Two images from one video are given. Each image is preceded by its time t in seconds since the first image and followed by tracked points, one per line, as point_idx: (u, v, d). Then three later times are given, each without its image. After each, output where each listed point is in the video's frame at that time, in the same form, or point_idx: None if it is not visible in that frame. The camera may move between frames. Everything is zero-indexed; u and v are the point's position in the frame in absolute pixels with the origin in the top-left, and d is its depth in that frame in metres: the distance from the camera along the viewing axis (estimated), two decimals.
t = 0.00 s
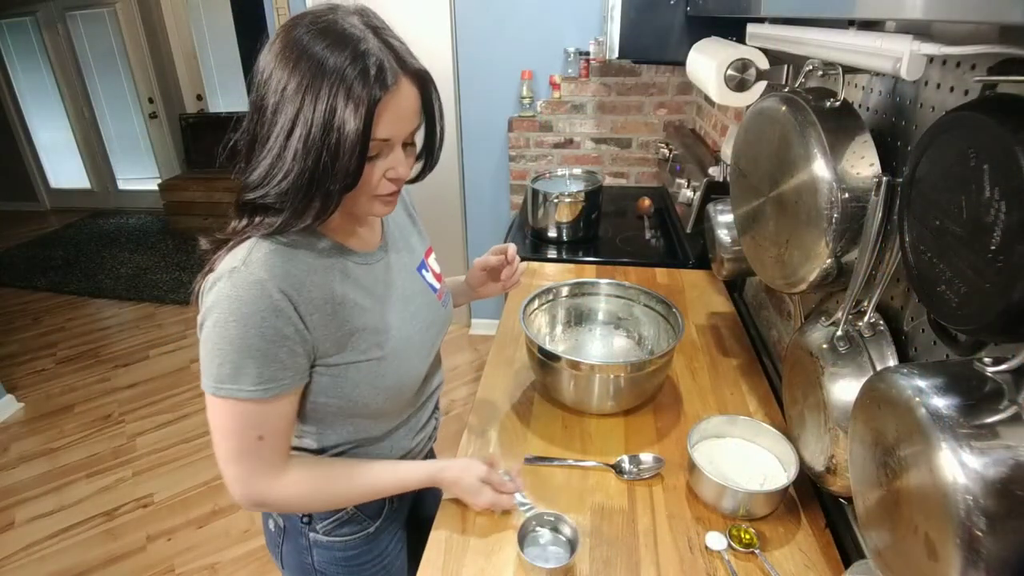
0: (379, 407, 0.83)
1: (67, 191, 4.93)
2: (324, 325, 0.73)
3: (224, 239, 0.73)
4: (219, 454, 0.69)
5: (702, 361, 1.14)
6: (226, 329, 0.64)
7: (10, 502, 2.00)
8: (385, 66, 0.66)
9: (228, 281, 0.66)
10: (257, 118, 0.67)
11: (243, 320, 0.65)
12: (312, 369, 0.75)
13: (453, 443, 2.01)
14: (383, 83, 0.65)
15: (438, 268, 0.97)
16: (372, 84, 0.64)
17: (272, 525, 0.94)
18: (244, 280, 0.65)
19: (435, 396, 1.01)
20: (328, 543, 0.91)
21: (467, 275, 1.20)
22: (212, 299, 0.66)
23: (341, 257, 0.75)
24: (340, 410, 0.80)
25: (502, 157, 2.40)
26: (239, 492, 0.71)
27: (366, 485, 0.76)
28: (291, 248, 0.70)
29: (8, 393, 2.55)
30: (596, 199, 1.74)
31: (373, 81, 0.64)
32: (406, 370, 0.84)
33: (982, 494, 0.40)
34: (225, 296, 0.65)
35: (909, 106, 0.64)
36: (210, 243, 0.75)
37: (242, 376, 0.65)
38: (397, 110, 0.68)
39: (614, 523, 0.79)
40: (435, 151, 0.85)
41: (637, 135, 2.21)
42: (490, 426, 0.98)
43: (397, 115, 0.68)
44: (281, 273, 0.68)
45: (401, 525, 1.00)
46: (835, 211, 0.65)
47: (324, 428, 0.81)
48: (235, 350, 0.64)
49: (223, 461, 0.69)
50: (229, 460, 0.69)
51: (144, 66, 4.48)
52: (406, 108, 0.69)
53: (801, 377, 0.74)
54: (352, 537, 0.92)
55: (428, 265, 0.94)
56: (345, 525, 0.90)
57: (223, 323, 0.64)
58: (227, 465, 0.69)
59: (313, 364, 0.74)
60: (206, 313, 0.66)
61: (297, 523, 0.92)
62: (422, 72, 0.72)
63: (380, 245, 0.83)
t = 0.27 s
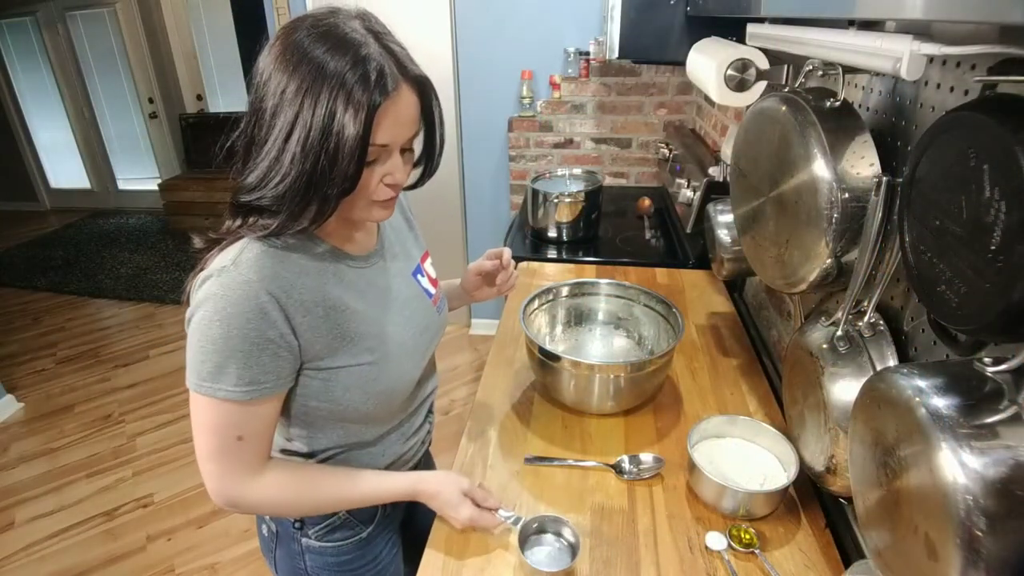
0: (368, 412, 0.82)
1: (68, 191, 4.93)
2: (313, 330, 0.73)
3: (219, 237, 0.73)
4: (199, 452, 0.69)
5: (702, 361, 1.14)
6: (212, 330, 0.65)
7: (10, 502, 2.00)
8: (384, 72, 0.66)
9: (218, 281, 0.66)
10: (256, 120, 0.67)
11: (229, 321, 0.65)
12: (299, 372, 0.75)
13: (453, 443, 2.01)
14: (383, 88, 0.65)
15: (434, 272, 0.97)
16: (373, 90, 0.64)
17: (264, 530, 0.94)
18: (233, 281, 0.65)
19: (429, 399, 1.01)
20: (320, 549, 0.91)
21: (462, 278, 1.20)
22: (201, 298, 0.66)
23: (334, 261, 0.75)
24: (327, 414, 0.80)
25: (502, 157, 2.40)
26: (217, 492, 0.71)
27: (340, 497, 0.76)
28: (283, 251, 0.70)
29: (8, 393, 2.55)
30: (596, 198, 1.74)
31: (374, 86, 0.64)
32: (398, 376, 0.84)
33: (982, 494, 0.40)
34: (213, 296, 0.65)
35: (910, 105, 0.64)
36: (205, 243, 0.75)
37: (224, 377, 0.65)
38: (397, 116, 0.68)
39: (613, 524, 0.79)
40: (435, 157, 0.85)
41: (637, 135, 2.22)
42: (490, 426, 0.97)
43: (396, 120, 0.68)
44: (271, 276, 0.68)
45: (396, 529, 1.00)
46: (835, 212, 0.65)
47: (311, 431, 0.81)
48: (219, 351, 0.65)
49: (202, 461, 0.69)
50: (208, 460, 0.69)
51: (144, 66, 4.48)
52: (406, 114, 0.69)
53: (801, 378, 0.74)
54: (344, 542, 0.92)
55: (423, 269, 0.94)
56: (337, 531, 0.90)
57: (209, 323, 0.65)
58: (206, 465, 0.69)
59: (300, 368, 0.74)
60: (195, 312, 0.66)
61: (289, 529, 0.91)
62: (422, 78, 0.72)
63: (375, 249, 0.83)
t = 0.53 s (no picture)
0: (364, 413, 0.82)
1: (68, 191, 4.93)
2: (311, 332, 0.73)
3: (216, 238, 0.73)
4: (196, 453, 0.69)
5: (702, 361, 1.14)
6: (209, 332, 0.64)
7: (10, 502, 2.00)
8: (385, 74, 0.66)
9: (215, 284, 0.66)
10: (255, 122, 0.67)
11: (226, 323, 0.65)
12: (297, 373, 0.75)
13: (453, 443, 2.01)
14: (384, 91, 0.65)
15: (430, 275, 0.97)
16: (373, 93, 0.64)
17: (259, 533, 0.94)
18: (231, 284, 0.65)
19: (423, 400, 1.01)
20: (315, 550, 0.91)
21: (458, 280, 1.20)
22: (198, 300, 0.66)
23: (332, 263, 0.75)
24: (323, 415, 0.79)
25: (502, 157, 2.40)
26: (214, 493, 0.70)
27: (335, 502, 0.76)
28: (282, 254, 0.70)
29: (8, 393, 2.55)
30: (596, 198, 1.74)
31: (374, 89, 0.64)
32: (394, 378, 0.84)
33: (982, 494, 0.40)
34: (210, 299, 0.65)
35: (910, 104, 0.64)
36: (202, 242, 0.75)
37: (221, 378, 0.65)
38: (396, 118, 0.68)
39: (612, 524, 0.79)
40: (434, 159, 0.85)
41: (637, 135, 2.22)
42: (490, 426, 0.97)
43: (396, 123, 0.68)
44: (269, 278, 0.68)
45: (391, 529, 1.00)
46: (834, 214, 0.65)
47: (306, 432, 0.81)
48: (216, 352, 0.64)
49: (199, 462, 0.69)
50: (205, 461, 0.69)
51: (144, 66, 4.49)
52: (405, 116, 0.70)
53: (801, 379, 0.74)
54: (340, 542, 0.91)
55: (419, 271, 0.94)
56: (331, 532, 0.90)
57: (207, 326, 0.64)
58: (203, 466, 0.69)
59: (297, 370, 0.74)
60: (192, 314, 0.66)
61: (284, 531, 0.91)
62: (422, 80, 0.73)
63: (372, 252, 0.83)
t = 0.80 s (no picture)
0: (369, 406, 0.83)
1: (67, 191, 4.94)
2: (320, 326, 0.73)
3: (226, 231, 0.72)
4: (199, 445, 0.69)
5: (702, 361, 1.14)
6: (220, 324, 0.65)
7: (9, 502, 2.00)
8: (398, 72, 0.66)
9: (227, 277, 0.66)
10: (267, 121, 0.66)
11: (237, 316, 0.65)
12: (304, 367, 0.75)
13: (453, 443, 2.01)
14: (399, 89, 0.65)
15: (430, 271, 0.97)
16: (389, 90, 0.64)
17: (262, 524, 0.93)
18: (242, 277, 0.66)
19: (422, 395, 1.01)
20: (318, 540, 0.91)
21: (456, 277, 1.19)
22: (210, 293, 0.66)
23: (340, 259, 0.76)
24: (329, 409, 0.80)
25: (502, 157, 2.40)
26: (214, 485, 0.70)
27: (333, 501, 0.76)
28: (291, 249, 0.71)
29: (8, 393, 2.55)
30: (596, 198, 1.74)
31: (390, 87, 0.64)
32: (399, 372, 0.84)
33: (981, 494, 0.40)
34: (222, 291, 0.65)
35: (910, 103, 0.64)
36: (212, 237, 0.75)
37: (230, 370, 0.65)
38: (409, 115, 0.68)
39: (613, 524, 0.79)
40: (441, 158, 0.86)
41: (637, 135, 2.21)
42: (490, 426, 0.97)
43: (409, 120, 0.69)
44: (280, 272, 0.68)
45: (392, 522, 1.00)
46: (834, 214, 0.65)
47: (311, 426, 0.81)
48: (227, 344, 0.65)
49: (202, 453, 0.69)
50: (206, 452, 0.68)
51: (144, 66, 4.49)
52: (417, 113, 0.70)
53: (801, 379, 0.74)
54: (343, 531, 0.91)
55: (421, 268, 0.94)
56: (334, 522, 0.90)
57: (218, 318, 0.65)
58: (203, 457, 0.69)
59: (303, 364, 0.74)
60: (203, 307, 0.66)
61: (287, 521, 0.91)
62: (432, 77, 0.73)
63: (378, 248, 0.83)
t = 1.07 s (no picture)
0: (382, 381, 0.83)
1: (68, 191, 4.94)
2: (338, 301, 0.73)
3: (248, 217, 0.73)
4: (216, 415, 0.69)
5: (702, 361, 1.14)
6: (242, 295, 0.65)
7: (10, 502, 2.00)
8: (417, 63, 0.66)
9: (251, 250, 0.66)
10: (288, 113, 0.66)
11: (258, 288, 0.65)
12: (318, 342, 0.75)
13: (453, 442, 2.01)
14: (418, 77, 0.66)
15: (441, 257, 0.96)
16: (409, 79, 0.65)
17: (278, 497, 0.94)
18: (264, 250, 0.66)
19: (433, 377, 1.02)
20: (333, 514, 0.91)
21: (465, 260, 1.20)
22: (233, 266, 0.67)
23: (359, 237, 0.76)
24: (343, 383, 0.80)
25: (502, 157, 2.40)
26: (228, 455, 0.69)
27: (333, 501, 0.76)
28: (313, 223, 0.71)
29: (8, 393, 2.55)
30: (596, 198, 1.74)
31: (411, 76, 0.65)
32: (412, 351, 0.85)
33: (982, 494, 0.40)
34: (245, 264, 0.66)
35: (910, 103, 0.64)
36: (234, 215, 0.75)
37: (250, 340, 0.65)
38: (428, 102, 0.69)
39: (613, 524, 0.79)
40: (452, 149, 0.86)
41: (637, 135, 2.22)
42: (491, 425, 0.97)
43: (427, 107, 0.69)
44: (301, 246, 0.68)
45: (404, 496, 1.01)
46: (832, 213, 0.65)
47: (324, 399, 0.81)
48: (248, 316, 0.65)
49: (218, 422, 0.68)
50: (222, 419, 0.68)
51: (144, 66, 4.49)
52: (434, 100, 0.70)
53: (801, 379, 0.74)
54: (357, 505, 0.91)
55: (431, 254, 0.94)
56: (349, 495, 0.90)
57: (241, 289, 0.65)
58: (219, 424, 0.68)
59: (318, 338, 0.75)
60: (227, 280, 0.67)
61: (303, 493, 0.91)
62: (447, 67, 0.74)
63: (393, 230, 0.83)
